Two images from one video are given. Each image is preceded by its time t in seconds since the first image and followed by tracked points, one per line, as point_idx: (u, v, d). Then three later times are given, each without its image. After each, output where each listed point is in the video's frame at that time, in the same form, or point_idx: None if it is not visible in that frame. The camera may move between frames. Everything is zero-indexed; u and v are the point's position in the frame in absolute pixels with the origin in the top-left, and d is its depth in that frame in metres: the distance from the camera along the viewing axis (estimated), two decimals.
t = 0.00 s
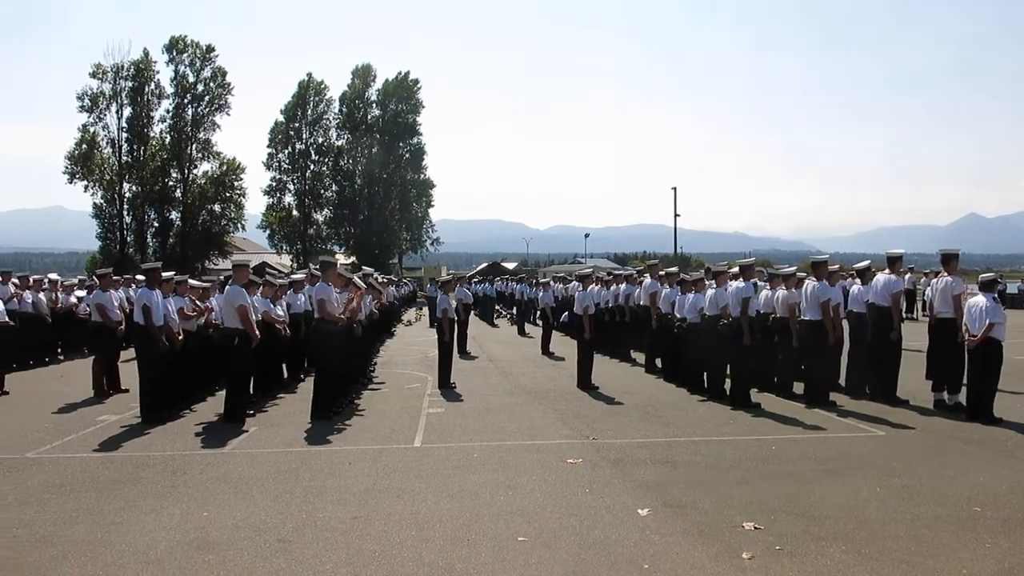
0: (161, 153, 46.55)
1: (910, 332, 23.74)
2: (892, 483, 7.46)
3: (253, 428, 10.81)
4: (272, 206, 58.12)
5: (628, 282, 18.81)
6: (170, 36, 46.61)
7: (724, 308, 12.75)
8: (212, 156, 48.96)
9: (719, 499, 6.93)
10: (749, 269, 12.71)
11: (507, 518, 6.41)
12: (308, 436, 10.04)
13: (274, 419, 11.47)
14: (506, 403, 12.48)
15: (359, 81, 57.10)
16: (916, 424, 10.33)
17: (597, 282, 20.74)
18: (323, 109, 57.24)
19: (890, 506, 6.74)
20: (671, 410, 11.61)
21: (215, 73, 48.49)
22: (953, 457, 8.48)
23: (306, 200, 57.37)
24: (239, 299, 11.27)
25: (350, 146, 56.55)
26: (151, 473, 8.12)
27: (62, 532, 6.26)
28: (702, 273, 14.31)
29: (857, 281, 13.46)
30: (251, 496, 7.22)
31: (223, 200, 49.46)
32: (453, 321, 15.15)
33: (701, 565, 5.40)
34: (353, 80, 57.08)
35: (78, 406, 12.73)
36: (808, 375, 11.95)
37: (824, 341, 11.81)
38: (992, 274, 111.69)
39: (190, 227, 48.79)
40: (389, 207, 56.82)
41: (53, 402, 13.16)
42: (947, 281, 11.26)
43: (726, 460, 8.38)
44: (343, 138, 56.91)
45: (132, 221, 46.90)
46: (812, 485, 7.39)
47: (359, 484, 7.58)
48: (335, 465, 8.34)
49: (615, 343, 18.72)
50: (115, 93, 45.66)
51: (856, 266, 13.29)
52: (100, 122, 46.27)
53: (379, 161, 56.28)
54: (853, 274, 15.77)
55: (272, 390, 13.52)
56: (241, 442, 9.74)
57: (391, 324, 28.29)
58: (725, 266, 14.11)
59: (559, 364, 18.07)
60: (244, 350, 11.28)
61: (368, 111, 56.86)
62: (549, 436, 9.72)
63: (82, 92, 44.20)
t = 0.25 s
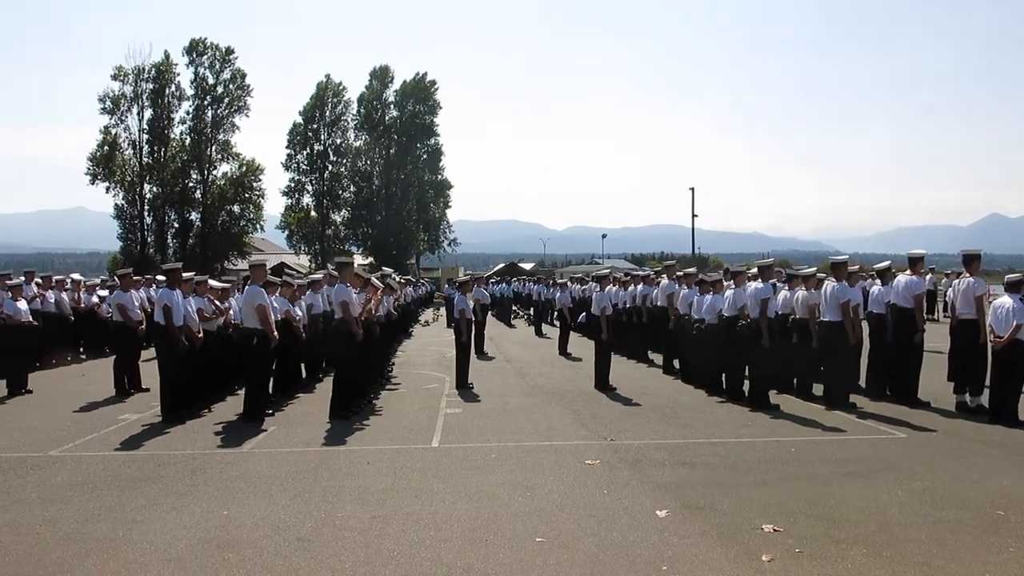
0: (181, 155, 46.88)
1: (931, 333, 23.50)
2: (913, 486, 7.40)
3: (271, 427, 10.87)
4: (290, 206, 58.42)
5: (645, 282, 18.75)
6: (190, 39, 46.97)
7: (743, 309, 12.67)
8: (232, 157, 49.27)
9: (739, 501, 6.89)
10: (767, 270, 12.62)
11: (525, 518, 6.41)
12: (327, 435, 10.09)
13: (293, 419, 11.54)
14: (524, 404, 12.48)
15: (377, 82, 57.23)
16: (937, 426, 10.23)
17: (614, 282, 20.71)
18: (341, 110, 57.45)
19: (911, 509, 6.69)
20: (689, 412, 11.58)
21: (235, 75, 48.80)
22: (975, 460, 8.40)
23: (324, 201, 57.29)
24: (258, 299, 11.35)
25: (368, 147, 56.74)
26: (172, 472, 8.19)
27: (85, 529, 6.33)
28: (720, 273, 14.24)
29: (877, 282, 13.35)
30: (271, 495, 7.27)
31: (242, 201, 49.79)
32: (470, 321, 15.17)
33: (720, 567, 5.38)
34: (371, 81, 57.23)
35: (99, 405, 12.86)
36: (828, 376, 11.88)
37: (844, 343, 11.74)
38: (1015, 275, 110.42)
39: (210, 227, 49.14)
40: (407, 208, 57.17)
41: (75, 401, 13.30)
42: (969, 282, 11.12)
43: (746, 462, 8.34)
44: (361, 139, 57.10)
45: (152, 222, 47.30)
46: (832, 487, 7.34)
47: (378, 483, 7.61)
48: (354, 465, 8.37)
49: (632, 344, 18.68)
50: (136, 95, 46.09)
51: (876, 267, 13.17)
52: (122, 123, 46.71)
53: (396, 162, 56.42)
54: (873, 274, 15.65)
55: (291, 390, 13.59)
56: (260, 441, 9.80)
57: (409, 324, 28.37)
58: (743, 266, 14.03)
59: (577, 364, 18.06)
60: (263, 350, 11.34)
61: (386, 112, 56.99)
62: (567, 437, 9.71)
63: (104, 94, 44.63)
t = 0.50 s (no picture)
0: (201, 157, 47.25)
1: (952, 335, 23.28)
2: (934, 489, 7.34)
3: (290, 428, 10.92)
4: (308, 208, 58.73)
5: (663, 284, 18.69)
6: (210, 42, 47.32)
7: (761, 310, 12.58)
8: (251, 159, 49.60)
9: (758, 503, 6.86)
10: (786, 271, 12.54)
11: (544, 520, 6.40)
12: (345, 436, 10.14)
13: (311, 420, 11.59)
14: (541, 405, 12.48)
15: (395, 85, 57.39)
16: (959, 429, 10.14)
17: (631, 284, 20.67)
18: (359, 112, 57.66)
19: (933, 512, 6.63)
20: (707, 414, 11.53)
21: (254, 77, 49.11)
22: (998, 463, 8.31)
23: (342, 202, 57.61)
24: (276, 301, 11.42)
25: (386, 149, 56.91)
26: (192, 472, 8.26)
27: (107, 528, 6.39)
28: (738, 275, 14.18)
29: (897, 285, 13.24)
30: (290, 495, 7.32)
31: (261, 203, 50.10)
32: (487, 323, 15.18)
33: (739, 569, 5.36)
34: (389, 84, 57.39)
35: (119, 405, 12.97)
36: (847, 379, 11.80)
37: (865, 345, 11.64)
38: None
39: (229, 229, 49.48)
40: (424, 210, 57.40)
41: (97, 401, 13.43)
42: (991, 284, 11.01)
43: (765, 464, 8.29)
44: (379, 141, 57.30)
45: (172, 224, 47.70)
46: (853, 490, 7.28)
47: (396, 484, 7.63)
48: (372, 465, 8.41)
49: (650, 345, 18.63)
50: (156, 98, 46.50)
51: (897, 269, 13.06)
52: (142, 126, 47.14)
53: (414, 163, 56.57)
54: (894, 276, 15.52)
55: (310, 391, 13.66)
56: (278, 442, 9.84)
57: (427, 326, 28.44)
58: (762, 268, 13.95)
59: (594, 366, 18.04)
60: (282, 351, 11.41)
61: (404, 114, 57.12)
62: (585, 438, 9.70)
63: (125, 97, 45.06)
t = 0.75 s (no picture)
0: (220, 158, 47.64)
1: (974, 339, 23.03)
2: (955, 494, 7.27)
3: (307, 428, 10.97)
4: (326, 209, 59.00)
5: (680, 286, 18.64)
6: (230, 43, 47.64)
7: (779, 312, 12.51)
8: (270, 160, 49.88)
9: (775, 507, 6.83)
10: (805, 274, 12.48)
11: (560, 522, 6.39)
12: (361, 437, 10.17)
13: (328, 420, 11.64)
14: (558, 407, 12.47)
15: (413, 86, 57.51)
16: (980, 433, 10.04)
17: (649, 286, 20.62)
18: (377, 114, 57.87)
19: (954, 517, 6.56)
20: (724, 416, 11.48)
21: (273, 79, 49.39)
22: (1020, 468, 8.22)
23: (360, 203, 58.05)
24: (294, 302, 11.48)
25: (404, 150, 57.08)
26: (211, 471, 8.31)
27: (127, 526, 6.45)
28: (756, 277, 14.11)
29: (918, 288, 13.12)
30: (308, 495, 7.36)
31: (280, 204, 50.38)
32: (504, 324, 15.18)
33: (756, 573, 5.33)
34: (407, 85, 57.52)
35: (139, 404, 13.07)
36: (866, 382, 11.72)
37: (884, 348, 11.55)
38: None
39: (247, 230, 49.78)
40: (441, 211, 57.53)
41: (116, 400, 13.54)
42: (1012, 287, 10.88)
43: (783, 468, 8.25)
44: (397, 142, 57.46)
45: (191, 224, 48.06)
46: (871, 495, 7.23)
47: (413, 485, 7.65)
48: (390, 466, 8.43)
49: (667, 348, 18.57)
50: (177, 99, 46.87)
51: (917, 272, 12.94)
52: (162, 127, 47.53)
53: (431, 165, 56.68)
54: (915, 279, 15.38)
55: (327, 391, 13.72)
56: (295, 441, 9.88)
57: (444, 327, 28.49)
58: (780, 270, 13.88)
59: (611, 368, 18.00)
60: (300, 351, 11.45)
61: (422, 115, 57.27)
62: (602, 440, 9.68)
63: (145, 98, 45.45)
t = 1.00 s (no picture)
0: (237, 161, 47.93)
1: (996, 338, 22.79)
2: (976, 495, 7.21)
3: (326, 429, 11.03)
4: (343, 211, 59.24)
5: (696, 286, 18.56)
6: (246, 47, 47.92)
7: (797, 312, 12.44)
8: (286, 163, 50.14)
9: (794, 508, 6.79)
10: (823, 273, 12.41)
11: (578, 523, 6.39)
12: (379, 438, 10.21)
13: (346, 421, 11.68)
14: (576, 408, 12.46)
15: (428, 88, 57.62)
16: (1002, 434, 9.94)
17: (666, 286, 20.57)
18: (393, 116, 58.01)
19: (976, 519, 6.51)
20: (742, 417, 11.44)
21: (289, 82, 49.63)
22: None
23: (376, 206, 58.35)
24: (310, 304, 11.55)
25: (420, 152, 57.20)
26: (231, 472, 8.38)
27: (148, 526, 6.51)
28: (773, 277, 14.04)
29: (938, 287, 13.00)
30: (327, 495, 7.40)
31: (297, 206, 50.64)
32: (520, 325, 15.19)
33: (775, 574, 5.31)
34: (423, 87, 57.64)
35: (159, 406, 13.16)
36: (885, 382, 11.64)
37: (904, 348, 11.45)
38: None
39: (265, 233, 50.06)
40: (457, 212, 57.61)
41: (137, 402, 13.64)
42: None
43: (802, 468, 8.21)
44: (412, 144, 57.59)
45: (209, 227, 48.38)
46: (892, 496, 7.18)
47: (431, 485, 7.67)
48: (408, 467, 8.47)
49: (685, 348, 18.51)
50: (194, 103, 47.18)
51: (937, 271, 12.82)
52: (180, 131, 47.88)
53: (447, 166, 56.77)
54: (935, 279, 15.25)
55: (344, 392, 13.78)
56: (313, 443, 9.93)
57: (461, 328, 28.53)
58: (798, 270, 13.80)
59: (628, 368, 17.97)
60: (317, 353, 11.49)
61: (437, 117, 57.36)
62: (620, 441, 9.67)
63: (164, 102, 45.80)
